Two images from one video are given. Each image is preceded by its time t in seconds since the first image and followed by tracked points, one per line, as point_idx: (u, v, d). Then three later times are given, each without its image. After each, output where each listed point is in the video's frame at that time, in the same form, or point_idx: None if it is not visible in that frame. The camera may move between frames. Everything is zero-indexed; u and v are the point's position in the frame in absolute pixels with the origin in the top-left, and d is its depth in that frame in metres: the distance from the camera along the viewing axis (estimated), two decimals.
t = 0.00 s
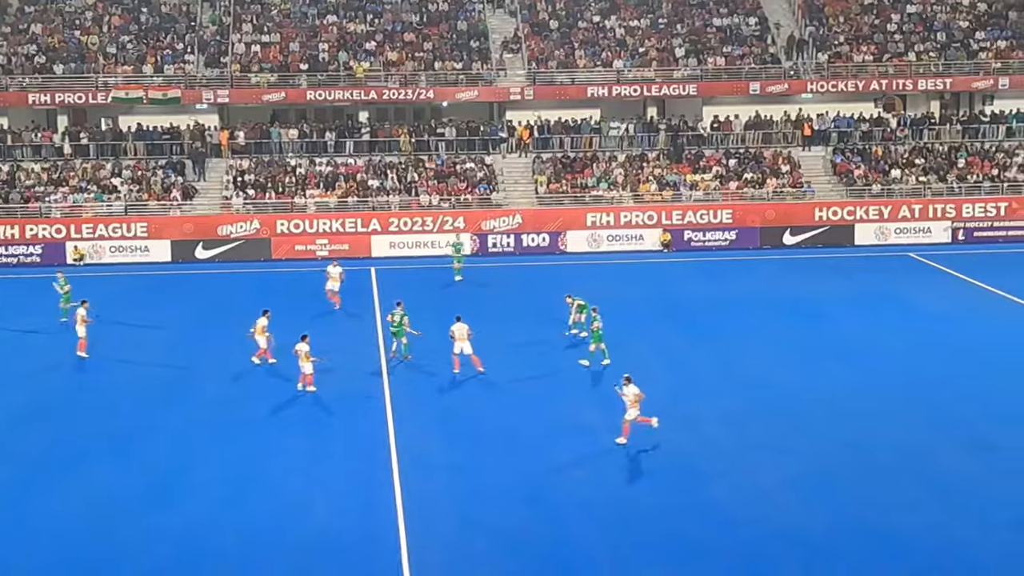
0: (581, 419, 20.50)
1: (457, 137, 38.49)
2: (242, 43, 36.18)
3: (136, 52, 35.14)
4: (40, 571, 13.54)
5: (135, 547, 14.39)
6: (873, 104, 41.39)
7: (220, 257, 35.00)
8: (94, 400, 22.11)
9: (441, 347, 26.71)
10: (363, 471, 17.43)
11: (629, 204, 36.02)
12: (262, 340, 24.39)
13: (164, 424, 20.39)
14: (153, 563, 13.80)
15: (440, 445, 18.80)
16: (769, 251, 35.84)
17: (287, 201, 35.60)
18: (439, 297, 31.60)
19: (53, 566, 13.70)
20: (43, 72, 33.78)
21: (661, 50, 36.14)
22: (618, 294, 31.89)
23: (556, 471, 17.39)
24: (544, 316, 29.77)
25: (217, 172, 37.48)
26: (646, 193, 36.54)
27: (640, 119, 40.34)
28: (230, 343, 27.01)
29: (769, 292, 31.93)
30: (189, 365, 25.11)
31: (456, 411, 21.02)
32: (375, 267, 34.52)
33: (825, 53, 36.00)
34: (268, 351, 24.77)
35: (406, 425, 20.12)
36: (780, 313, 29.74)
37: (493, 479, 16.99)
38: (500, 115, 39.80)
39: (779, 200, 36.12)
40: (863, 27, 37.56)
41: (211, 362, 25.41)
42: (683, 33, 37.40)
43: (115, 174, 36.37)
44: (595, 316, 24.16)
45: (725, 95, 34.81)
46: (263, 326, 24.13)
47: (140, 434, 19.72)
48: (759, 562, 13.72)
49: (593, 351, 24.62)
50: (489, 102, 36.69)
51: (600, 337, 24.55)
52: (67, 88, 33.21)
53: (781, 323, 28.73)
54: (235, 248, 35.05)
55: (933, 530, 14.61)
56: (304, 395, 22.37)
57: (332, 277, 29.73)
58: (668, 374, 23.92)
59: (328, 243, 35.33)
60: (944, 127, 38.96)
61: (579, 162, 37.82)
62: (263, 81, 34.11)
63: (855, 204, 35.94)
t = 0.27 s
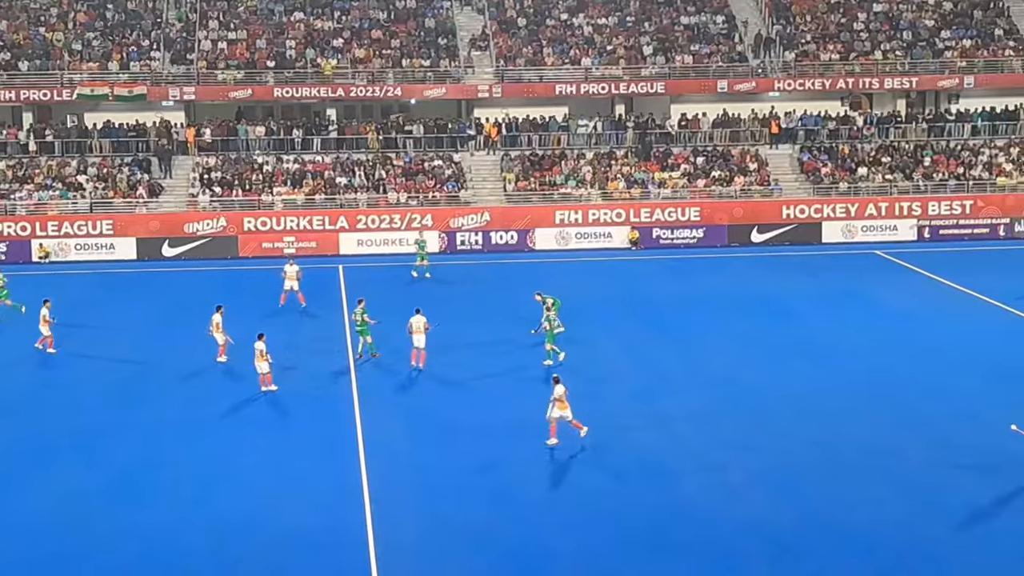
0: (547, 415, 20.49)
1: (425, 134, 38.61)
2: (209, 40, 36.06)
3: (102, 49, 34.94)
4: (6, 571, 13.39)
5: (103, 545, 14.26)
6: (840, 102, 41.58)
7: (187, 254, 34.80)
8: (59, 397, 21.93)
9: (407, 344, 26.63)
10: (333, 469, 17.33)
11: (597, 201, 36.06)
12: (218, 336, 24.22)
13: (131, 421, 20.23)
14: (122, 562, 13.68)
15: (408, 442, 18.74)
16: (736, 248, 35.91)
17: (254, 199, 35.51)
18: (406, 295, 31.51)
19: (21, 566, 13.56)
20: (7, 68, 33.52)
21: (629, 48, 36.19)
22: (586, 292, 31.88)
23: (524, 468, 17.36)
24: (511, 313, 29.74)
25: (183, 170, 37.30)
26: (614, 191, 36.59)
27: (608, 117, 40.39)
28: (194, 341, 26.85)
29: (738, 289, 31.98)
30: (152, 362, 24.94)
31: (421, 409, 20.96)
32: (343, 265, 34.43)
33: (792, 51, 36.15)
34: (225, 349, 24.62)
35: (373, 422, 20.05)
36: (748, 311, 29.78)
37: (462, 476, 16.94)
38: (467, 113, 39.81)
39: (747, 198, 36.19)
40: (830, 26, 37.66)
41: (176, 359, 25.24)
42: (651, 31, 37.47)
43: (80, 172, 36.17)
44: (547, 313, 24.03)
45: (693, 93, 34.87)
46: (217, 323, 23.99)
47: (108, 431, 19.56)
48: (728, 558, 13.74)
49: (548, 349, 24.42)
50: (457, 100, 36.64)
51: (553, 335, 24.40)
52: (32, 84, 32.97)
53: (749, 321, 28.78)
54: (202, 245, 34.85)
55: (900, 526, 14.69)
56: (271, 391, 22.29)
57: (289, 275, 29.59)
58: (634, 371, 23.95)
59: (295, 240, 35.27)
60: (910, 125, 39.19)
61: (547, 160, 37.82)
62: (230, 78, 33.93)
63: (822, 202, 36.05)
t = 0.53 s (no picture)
0: (537, 414, 20.48)
1: (415, 132, 38.47)
2: (198, 38, 36.06)
3: (91, 47, 34.90)
4: None
5: (92, 545, 14.21)
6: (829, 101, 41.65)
7: (177, 252, 34.73)
8: (47, 395, 21.88)
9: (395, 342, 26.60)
10: (323, 468, 17.30)
11: (587, 199, 36.08)
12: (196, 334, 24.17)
13: (121, 420, 20.17)
14: (111, 562, 13.63)
15: (397, 441, 18.72)
16: (726, 246, 35.93)
17: (244, 197, 35.51)
18: (395, 293, 31.47)
19: (9, 566, 13.51)
20: None
21: (619, 47, 36.22)
22: (576, 290, 31.87)
23: (514, 467, 17.35)
24: (500, 311, 29.72)
25: (173, 168, 37.20)
26: (604, 189, 36.59)
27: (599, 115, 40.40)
28: (183, 339, 26.80)
29: (728, 288, 31.99)
30: (140, 361, 24.89)
31: (409, 407, 20.94)
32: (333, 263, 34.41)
33: (781, 50, 36.30)
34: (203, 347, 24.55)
35: (362, 420, 20.01)
36: (738, 309, 29.80)
37: (453, 475, 16.92)
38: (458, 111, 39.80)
39: (736, 196, 36.19)
40: (820, 24, 37.68)
41: (164, 357, 25.19)
42: (641, 29, 37.49)
43: (70, 170, 36.14)
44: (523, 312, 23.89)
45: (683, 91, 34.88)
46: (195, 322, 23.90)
47: (97, 430, 19.50)
48: (720, 557, 13.74)
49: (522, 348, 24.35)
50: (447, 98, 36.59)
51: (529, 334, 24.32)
52: (21, 83, 32.91)
53: (739, 319, 28.81)
54: (192, 243, 34.78)
55: (891, 524, 14.70)
56: (260, 389, 22.27)
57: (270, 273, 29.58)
58: (623, 369, 23.95)
59: (285, 239, 35.28)
60: (899, 123, 39.26)
61: (537, 158, 37.81)
62: (219, 76, 33.88)
63: (812, 201, 36.07)
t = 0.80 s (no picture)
0: (538, 413, 20.49)
1: (417, 130, 38.54)
2: (201, 37, 36.14)
3: (94, 46, 34.96)
4: None
5: (93, 545, 14.24)
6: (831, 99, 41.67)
7: (179, 251, 34.78)
8: (48, 395, 21.91)
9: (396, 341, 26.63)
10: (323, 468, 17.32)
11: (589, 198, 36.09)
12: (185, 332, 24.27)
13: (122, 419, 20.20)
14: (111, 562, 13.65)
15: (397, 440, 18.74)
16: (727, 245, 35.94)
17: (246, 196, 35.55)
18: (396, 292, 31.51)
19: (8, 566, 13.52)
20: None
21: (620, 45, 36.25)
22: (577, 289, 31.89)
23: (515, 466, 17.36)
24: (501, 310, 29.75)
25: (175, 167, 37.24)
26: (606, 188, 36.62)
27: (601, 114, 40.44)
28: (184, 338, 26.82)
29: (730, 287, 31.99)
30: (142, 360, 24.92)
31: (409, 406, 20.97)
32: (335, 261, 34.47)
33: (783, 48, 36.31)
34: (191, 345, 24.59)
35: (362, 419, 20.04)
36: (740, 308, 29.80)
37: (453, 474, 16.94)
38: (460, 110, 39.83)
39: (738, 195, 36.21)
40: (822, 23, 37.67)
41: (165, 356, 25.21)
42: (643, 28, 37.51)
43: (72, 169, 36.24)
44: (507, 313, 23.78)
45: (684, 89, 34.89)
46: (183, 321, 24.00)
47: (98, 430, 19.52)
48: (720, 557, 13.73)
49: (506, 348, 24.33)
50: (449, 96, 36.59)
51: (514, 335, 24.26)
52: (24, 81, 32.96)
53: (741, 318, 28.81)
54: (194, 242, 34.82)
55: (891, 523, 14.71)
56: (260, 388, 22.29)
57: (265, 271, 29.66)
58: (623, 368, 23.98)
59: (287, 237, 35.34)
60: (901, 122, 39.19)
61: (538, 157, 37.82)
62: (222, 75, 33.93)
63: (813, 200, 36.06)
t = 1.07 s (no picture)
0: (538, 413, 20.50)
1: (420, 129, 38.62)
2: (204, 36, 36.22)
3: (97, 45, 35.04)
4: None
5: (90, 545, 14.26)
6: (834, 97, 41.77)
7: (182, 250, 34.83)
8: (48, 394, 21.95)
9: (396, 340, 26.66)
10: (322, 467, 17.34)
11: (592, 197, 36.08)
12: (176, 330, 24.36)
13: (122, 419, 20.23)
14: (107, 563, 13.68)
15: (395, 439, 18.76)
16: (730, 244, 35.92)
17: (249, 195, 35.63)
18: (397, 291, 31.53)
19: (6, 567, 13.57)
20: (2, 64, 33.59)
21: (623, 44, 36.25)
22: (579, 288, 31.89)
23: (514, 466, 17.36)
24: (502, 309, 29.78)
25: (178, 166, 37.30)
26: (608, 186, 36.62)
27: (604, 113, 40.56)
28: (185, 338, 26.85)
29: (733, 286, 31.95)
30: (143, 359, 24.96)
31: (407, 406, 21.00)
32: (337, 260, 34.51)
33: (786, 46, 36.23)
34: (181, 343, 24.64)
35: (361, 419, 20.06)
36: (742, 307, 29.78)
37: (451, 474, 16.94)
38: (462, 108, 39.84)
39: (741, 194, 36.21)
40: (824, 22, 37.62)
41: (166, 355, 25.25)
42: (646, 26, 37.51)
43: (75, 167, 36.34)
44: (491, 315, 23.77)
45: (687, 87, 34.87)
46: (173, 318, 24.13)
47: (99, 429, 19.56)
48: (719, 557, 13.73)
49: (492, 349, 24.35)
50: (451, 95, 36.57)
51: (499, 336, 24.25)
52: (28, 80, 33.02)
53: (743, 317, 28.79)
54: (196, 241, 34.89)
55: (889, 522, 14.71)
56: (260, 388, 22.35)
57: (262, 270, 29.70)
58: (623, 367, 23.98)
59: (290, 236, 35.38)
60: (904, 120, 39.09)
61: (541, 156, 37.82)
62: (225, 74, 33.99)
63: (816, 198, 36.03)
